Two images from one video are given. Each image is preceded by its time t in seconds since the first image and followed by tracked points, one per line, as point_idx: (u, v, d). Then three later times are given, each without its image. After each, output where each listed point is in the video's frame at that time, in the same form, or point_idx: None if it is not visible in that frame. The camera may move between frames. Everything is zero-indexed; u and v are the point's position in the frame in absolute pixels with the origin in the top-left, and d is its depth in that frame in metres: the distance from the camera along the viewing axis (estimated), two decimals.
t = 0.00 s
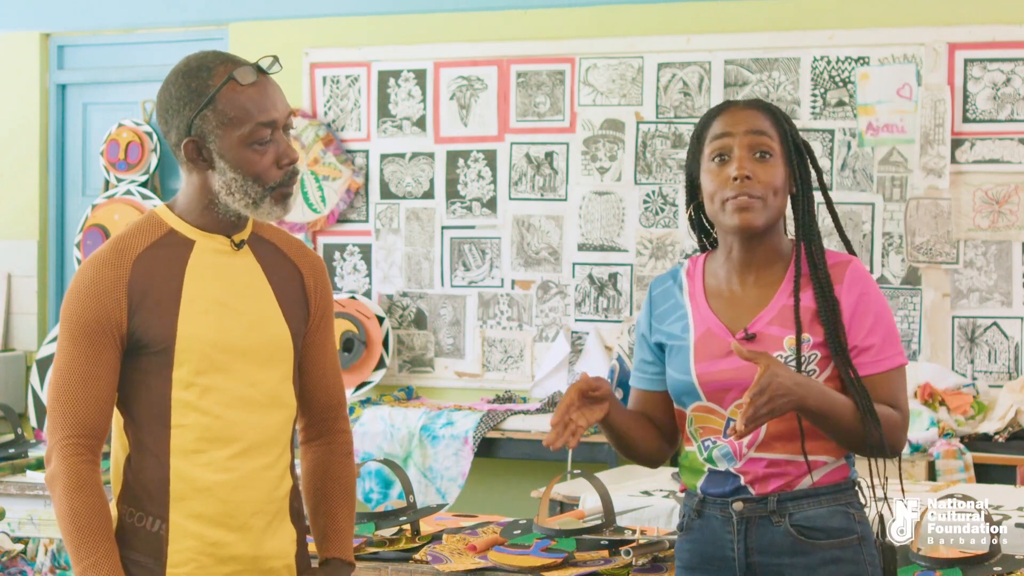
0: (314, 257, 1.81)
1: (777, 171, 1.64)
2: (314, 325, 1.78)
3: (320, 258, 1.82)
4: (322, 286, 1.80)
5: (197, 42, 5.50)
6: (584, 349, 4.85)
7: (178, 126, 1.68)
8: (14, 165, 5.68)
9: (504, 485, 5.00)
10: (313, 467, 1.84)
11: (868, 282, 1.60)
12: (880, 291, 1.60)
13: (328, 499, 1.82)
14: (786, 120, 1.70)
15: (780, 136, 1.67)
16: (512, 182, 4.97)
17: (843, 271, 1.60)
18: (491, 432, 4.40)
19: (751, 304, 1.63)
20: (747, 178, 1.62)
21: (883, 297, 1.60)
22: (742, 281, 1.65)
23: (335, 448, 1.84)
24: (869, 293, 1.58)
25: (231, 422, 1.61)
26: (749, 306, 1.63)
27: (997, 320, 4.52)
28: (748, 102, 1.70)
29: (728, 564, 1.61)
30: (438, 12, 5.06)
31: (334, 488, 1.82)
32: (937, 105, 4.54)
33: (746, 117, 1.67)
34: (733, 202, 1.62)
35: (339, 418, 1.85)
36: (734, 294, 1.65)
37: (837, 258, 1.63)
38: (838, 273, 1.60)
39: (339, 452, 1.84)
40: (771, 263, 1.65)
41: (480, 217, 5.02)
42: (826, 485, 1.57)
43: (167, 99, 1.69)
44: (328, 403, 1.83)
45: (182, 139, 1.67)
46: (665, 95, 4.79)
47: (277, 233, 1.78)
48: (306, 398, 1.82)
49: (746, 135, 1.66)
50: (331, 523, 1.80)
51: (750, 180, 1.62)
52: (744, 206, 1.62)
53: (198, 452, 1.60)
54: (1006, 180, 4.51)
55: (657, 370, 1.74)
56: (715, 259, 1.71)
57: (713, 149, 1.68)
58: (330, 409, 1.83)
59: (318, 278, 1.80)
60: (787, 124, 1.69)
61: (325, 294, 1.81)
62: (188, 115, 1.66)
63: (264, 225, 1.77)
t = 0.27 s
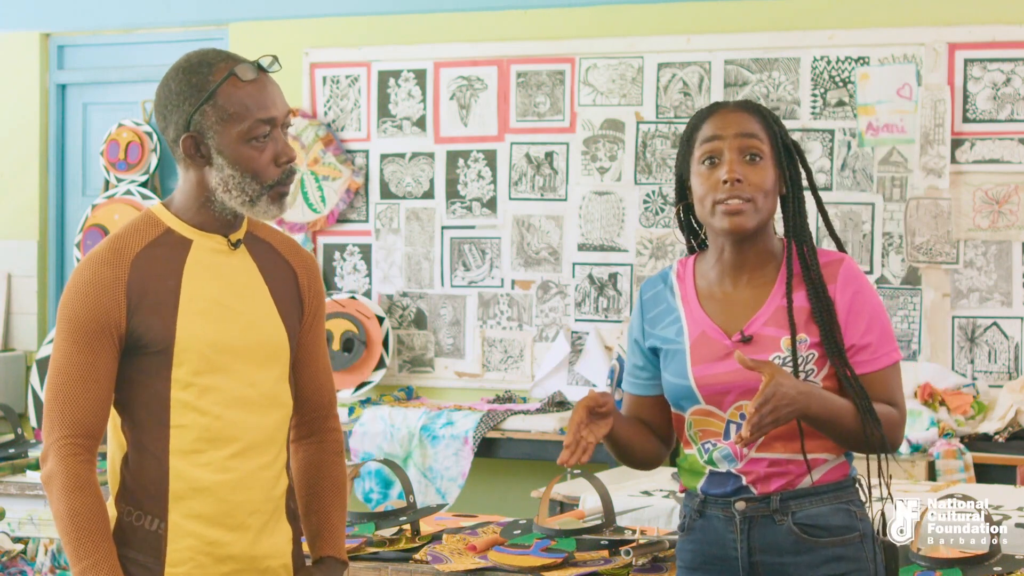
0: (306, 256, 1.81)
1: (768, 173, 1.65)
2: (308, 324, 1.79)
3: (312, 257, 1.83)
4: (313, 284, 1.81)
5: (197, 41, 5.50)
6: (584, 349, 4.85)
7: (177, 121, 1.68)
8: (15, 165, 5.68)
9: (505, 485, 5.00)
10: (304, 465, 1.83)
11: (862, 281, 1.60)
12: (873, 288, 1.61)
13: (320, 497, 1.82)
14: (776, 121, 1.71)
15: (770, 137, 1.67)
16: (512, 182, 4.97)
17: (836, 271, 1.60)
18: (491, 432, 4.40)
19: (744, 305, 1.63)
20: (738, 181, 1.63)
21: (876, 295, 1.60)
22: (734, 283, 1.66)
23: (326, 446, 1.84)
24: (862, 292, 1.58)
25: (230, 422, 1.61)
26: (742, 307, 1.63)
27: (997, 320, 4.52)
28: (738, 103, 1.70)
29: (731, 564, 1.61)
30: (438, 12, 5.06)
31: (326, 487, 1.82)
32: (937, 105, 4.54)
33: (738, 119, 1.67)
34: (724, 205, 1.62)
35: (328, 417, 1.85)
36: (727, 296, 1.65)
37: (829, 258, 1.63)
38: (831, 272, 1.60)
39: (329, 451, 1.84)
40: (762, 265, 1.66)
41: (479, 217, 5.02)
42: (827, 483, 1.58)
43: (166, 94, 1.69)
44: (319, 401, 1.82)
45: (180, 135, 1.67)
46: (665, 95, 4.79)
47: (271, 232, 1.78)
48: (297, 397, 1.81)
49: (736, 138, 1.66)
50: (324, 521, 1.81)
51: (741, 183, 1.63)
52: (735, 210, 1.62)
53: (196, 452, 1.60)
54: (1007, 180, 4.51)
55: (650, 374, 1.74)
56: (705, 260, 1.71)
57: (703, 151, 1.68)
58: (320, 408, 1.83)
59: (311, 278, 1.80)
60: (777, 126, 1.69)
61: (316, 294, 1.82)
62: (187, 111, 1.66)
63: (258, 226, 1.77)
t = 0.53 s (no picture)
0: (317, 254, 1.81)
1: (770, 173, 1.65)
2: (315, 324, 1.78)
3: (321, 254, 1.82)
4: (323, 283, 1.80)
5: (197, 42, 5.50)
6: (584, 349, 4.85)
7: (180, 120, 1.68)
8: (14, 165, 5.69)
9: (505, 485, 5.00)
10: (310, 463, 1.83)
11: (867, 281, 1.59)
12: (880, 291, 1.59)
13: (324, 497, 1.81)
14: (779, 119, 1.70)
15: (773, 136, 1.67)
16: (512, 182, 4.97)
17: (841, 272, 1.59)
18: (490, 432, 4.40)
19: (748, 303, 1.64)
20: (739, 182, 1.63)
21: (883, 297, 1.58)
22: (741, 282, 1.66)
23: (333, 445, 1.83)
24: (866, 294, 1.57)
25: (227, 422, 1.61)
26: (746, 306, 1.64)
27: (997, 320, 4.52)
28: (742, 103, 1.70)
29: (723, 564, 1.62)
30: (438, 12, 5.06)
31: (332, 487, 1.82)
32: (937, 105, 4.54)
33: (741, 119, 1.67)
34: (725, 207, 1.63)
35: (337, 416, 1.84)
36: (732, 295, 1.66)
37: (836, 259, 1.62)
38: (835, 274, 1.59)
39: (336, 450, 1.83)
40: (767, 264, 1.66)
41: (479, 217, 5.02)
42: (823, 485, 1.57)
43: (170, 94, 1.69)
44: (326, 399, 1.82)
45: (184, 134, 1.68)
46: (665, 95, 4.79)
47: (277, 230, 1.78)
48: (303, 394, 1.81)
49: (737, 139, 1.66)
50: (326, 521, 1.80)
51: (742, 184, 1.63)
52: (737, 211, 1.63)
53: (193, 452, 1.60)
54: (1006, 180, 4.51)
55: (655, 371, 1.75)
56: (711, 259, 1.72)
57: (706, 151, 1.69)
58: (328, 406, 1.83)
59: (319, 276, 1.79)
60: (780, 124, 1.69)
61: (326, 293, 1.81)
62: (191, 110, 1.66)
63: (266, 225, 1.77)
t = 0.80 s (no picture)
0: (329, 253, 1.80)
1: (762, 177, 1.64)
2: (325, 324, 1.78)
3: (333, 253, 1.81)
4: (334, 282, 1.79)
5: (197, 42, 5.50)
6: (584, 349, 4.85)
7: (186, 119, 1.69)
8: (14, 165, 5.69)
9: (505, 485, 5.00)
10: (320, 463, 1.84)
11: (871, 286, 1.57)
12: (885, 298, 1.57)
13: (334, 497, 1.81)
14: (779, 117, 1.68)
15: (770, 136, 1.66)
16: (512, 182, 4.97)
17: (843, 277, 1.58)
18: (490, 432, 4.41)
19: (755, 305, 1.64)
20: (728, 185, 1.64)
21: (887, 305, 1.56)
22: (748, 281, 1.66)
23: (343, 446, 1.83)
24: (868, 300, 1.56)
25: (227, 422, 1.61)
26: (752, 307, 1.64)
27: (997, 320, 4.52)
28: (748, 103, 1.69)
29: (714, 565, 1.63)
30: (438, 12, 5.06)
31: (342, 488, 1.81)
32: (937, 105, 4.54)
33: (739, 120, 1.67)
34: (717, 208, 1.65)
35: (349, 416, 1.84)
36: (740, 294, 1.66)
37: (841, 263, 1.60)
38: (838, 277, 1.58)
39: (347, 450, 1.83)
40: (772, 264, 1.65)
41: (479, 217, 5.02)
42: (814, 486, 1.57)
43: (176, 93, 1.70)
44: (337, 399, 1.82)
45: (189, 133, 1.68)
46: (665, 95, 4.79)
47: (288, 230, 1.77)
48: (315, 393, 1.82)
49: (735, 140, 1.66)
50: (333, 522, 1.79)
51: (731, 187, 1.64)
52: (728, 213, 1.64)
53: (192, 452, 1.60)
54: (1006, 180, 4.51)
55: (662, 367, 1.77)
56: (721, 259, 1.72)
57: (706, 152, 1.69)
58: (340, 406, 1.83)
59: (330, 275, 1.78)
60: (779, 123, 1.67)
61: (337, 293, 1.80)
62: (195, 108, 1.67)
63: (275, 224, 1.76)
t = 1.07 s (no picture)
0: (334, 253, 1.80)
1: (737, 184, 1.65)
2: (329, 323, 1.78)
3: (339, 253, 1.81)
4: (338, 282, 1.79)
5: (197, 42, 5.50)
6: (584, 349, 4.85)
7: (187, 118, 1.69)
8: (14, 165, 5.69)
9: (505, 485, 5.00)
10: (326, 462, 1.83)
11: (864, 295, 1.53)
12: (879, 308, 1.53)
13: (338, 496, 1.81)
14: (759, 122, 1.66)
15: (741, 142, 1.65)
16: (512, 182, 4.97)
17: (835, 284, 1.56)
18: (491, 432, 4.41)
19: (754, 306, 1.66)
20: (704, 191, 1.68)
21: (879, 316, 1.52)
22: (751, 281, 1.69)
23: (348, 446, 1.83)
24: (854, 310, 1.52)
25: (228, 422, 1.61)
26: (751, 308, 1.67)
27: (997, 320, 4.52)
28: (741, 104, 1.69)
29: (699, 561, 1.66)
30: (438, 11, 5.06)
31: (347, 487, 1.81)
32: (937, 105, 4.54)
33: (721, 127, 1.68)
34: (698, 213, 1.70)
35: (355, 415, 1.84)
36: (744, 294, 1.69)
37: (838, 270, 1.58)
38: (830, 284, 1.57)
39: (353, 449, 1.83)
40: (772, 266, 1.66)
41: (479, 217, 5.02)
42: (795, 487, 1.58)
43: (178, 93, 1.71)
44: (342, 398, 1.82)
45: (190, 133, 1.69)
46: (665, 95, 4.79)
47: (293, 230, 1.76)
48: (320, 392, 1.82)
49: (717, 146, 1.67)
50: (338, 521, 1.79)
51: (707, 192, 1.68)
52: (707, 218, 1.69)
53: (193, 451, 1.60)
54: (1006, 180, 4.51)
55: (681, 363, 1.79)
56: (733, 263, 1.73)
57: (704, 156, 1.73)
58: (345, 405, 1.83)
59: (334, 275, 1.78)
60: (755, 129, 1.65)
61: (342, 292, 1.80)
62: (197, 108, 1.67)
63: (280, 224, 1.76)
